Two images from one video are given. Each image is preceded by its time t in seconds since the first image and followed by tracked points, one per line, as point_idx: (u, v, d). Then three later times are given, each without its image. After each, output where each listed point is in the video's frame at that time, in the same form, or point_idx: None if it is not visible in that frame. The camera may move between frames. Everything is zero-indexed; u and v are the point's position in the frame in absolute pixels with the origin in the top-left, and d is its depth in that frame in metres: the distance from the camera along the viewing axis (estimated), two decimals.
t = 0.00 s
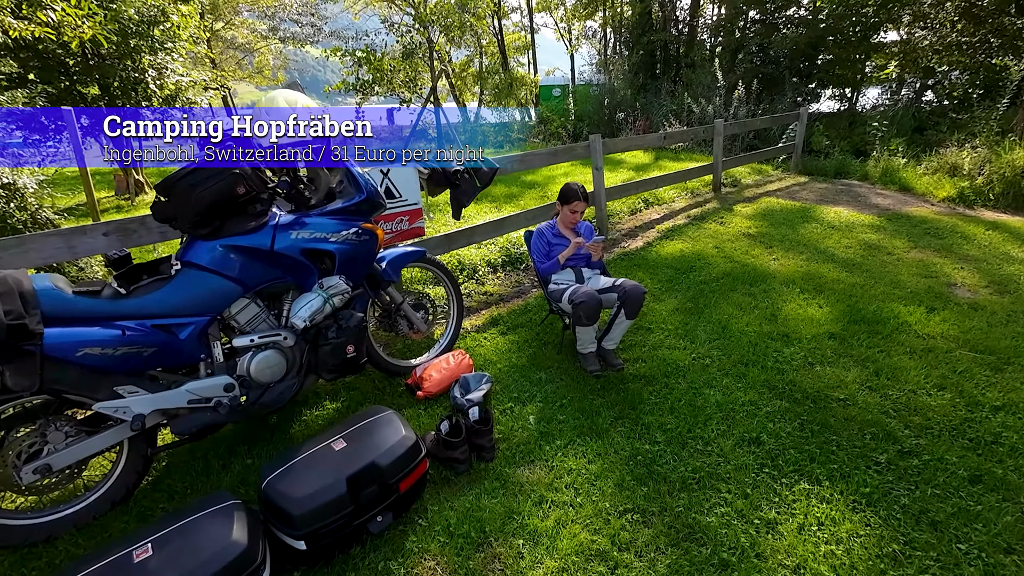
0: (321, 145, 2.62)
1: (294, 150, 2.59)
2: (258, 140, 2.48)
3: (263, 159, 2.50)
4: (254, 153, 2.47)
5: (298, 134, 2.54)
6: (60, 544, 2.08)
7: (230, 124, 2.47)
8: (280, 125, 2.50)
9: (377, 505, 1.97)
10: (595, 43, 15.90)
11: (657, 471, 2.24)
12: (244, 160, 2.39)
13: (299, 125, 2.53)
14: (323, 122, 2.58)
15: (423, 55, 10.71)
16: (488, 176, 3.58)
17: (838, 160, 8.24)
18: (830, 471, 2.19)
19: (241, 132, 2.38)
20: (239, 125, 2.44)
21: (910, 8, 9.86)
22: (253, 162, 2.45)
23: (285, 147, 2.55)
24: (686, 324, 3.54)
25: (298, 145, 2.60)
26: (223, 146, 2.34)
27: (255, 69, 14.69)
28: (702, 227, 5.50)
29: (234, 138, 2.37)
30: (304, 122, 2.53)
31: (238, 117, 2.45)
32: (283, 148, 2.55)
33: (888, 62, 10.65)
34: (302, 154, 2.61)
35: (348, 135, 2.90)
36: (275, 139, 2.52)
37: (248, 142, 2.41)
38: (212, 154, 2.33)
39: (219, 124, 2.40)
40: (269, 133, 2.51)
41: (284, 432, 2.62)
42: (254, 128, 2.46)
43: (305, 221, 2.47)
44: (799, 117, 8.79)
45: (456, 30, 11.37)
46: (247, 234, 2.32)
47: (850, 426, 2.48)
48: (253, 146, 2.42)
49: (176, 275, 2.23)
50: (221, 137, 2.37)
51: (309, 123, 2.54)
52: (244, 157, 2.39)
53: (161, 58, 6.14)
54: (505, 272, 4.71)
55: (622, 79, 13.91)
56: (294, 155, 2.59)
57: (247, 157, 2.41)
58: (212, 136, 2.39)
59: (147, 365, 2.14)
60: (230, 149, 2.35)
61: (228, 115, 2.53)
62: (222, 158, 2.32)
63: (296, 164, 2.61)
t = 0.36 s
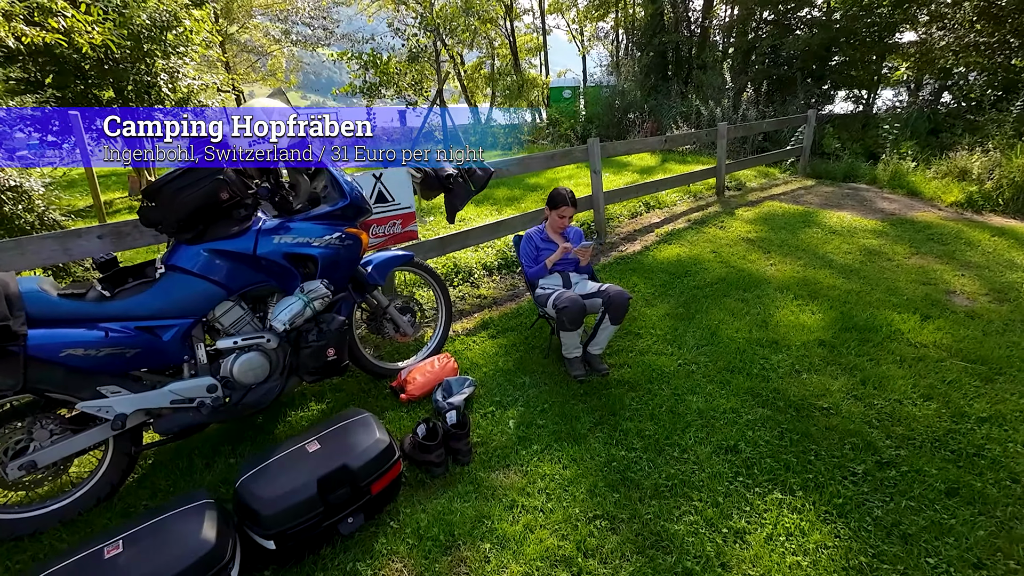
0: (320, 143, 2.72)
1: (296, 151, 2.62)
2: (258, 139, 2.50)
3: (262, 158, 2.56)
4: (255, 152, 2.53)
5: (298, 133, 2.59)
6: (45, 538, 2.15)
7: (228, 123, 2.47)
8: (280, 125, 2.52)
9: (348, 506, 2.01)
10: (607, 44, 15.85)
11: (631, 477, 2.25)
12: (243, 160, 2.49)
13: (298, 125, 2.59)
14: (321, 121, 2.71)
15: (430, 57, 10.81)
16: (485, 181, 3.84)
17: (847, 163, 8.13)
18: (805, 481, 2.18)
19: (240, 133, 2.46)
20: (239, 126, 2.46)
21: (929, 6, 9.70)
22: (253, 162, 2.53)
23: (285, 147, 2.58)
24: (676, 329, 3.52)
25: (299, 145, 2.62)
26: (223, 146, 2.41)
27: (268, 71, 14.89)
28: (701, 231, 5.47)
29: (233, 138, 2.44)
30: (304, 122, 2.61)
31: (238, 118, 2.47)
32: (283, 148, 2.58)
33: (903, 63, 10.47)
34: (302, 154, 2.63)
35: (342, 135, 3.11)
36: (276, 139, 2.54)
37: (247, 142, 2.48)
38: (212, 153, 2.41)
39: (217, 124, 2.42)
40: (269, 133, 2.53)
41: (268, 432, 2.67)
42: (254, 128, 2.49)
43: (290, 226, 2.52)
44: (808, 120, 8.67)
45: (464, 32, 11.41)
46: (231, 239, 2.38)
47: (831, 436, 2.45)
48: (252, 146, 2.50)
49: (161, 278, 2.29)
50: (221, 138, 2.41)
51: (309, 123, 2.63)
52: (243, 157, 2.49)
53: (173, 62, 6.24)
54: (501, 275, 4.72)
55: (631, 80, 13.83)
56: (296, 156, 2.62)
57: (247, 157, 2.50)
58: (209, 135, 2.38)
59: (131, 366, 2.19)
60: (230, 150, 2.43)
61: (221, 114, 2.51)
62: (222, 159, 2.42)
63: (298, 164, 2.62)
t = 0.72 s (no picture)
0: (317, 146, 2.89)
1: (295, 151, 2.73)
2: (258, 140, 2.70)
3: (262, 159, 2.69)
4: (254, 153, 2.69)
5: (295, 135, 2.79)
6: (47, 526, 2.26)
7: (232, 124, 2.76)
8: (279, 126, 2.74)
9: (330, 503, 2.06)
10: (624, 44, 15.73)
11: (612, 482, 2.26)
12: (243, 160, 2.65)
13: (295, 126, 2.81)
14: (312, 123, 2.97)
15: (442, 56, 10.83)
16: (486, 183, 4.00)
17: (864, 164, 7.96)
18: (785, 490, 2.17)
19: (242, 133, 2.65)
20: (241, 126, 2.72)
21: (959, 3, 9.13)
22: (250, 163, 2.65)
23: (284, 147, 2.71)
24: (672, 334, 3.52)
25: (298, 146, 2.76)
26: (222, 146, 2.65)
27: (288, 72, 15.13)
28: (707, 234, 5.43)
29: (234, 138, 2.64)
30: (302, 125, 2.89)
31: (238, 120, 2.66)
32: (282, 147, 2.71)
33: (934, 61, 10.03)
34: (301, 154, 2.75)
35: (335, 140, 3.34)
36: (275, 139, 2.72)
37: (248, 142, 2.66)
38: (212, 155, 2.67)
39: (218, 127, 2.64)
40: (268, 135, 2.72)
41: (263, 428, 2.75)
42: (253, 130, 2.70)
43: (285, 228, 2.59)
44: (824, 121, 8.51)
45: (478, 32, 11.43)
46: (226, 241, 2.46)
47: (818, 445, 2.43)
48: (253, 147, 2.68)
49: (159, 279, 2.38)
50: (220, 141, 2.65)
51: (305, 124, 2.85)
52: (242, 157, 2.65)
53: (193, 64, 6.32)
54: (502, 276, 4.76)
55: (648, 80, 13.68)
56: (294, 156, 2.72)
57: (246, 158, 2.66)
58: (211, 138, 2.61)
59: (130, 362, 2.28)
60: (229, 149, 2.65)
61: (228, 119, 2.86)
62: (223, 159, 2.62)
63: (296, 164, 2.72)
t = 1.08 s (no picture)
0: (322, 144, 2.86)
1: (296, 151, 2.75)
2: (258, 139, 2.71)
3: (264, 158, 2.71)
4: (257, 152, 2.71)
5: (297, 133, 2.77)
6: (65, 508, 2.35)
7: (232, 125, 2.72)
8: (280, 125, 2.72)
9: (331, 494, 2.10)
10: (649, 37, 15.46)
11: (612, 482, 2.25)
12: (245, 160, 2.68)
13: (298, 125, 2.78)
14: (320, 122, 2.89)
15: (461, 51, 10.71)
16: (498, 180, 3.95)
17: (893, 162, 7.71)
18: (789, 496, 2.13)
19: (242, 133, 2.66)
20: (240, 125, 2.68)
21: None
22: (254, 162, 2.68)
23: (285, 147, 2.73)
24: (682, 334, 3.47)
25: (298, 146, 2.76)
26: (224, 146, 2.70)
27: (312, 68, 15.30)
28: (724, 232, 5.34)
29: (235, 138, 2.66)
30: (304, 123, 2.80)
31: (239, 118, 2.68)
32: (283, 148, 2.74)
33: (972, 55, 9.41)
34: (302, 154, 2.77)
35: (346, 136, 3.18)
36: (275, 139, 2.72)
37: (249, 141, 2.68)
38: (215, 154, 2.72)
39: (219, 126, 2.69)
40: (269, 133, 2.73)
41: (272, 419, 2.81)
42: (253, 128, 2.70)
43: (295, 224, 2.64)
44: (852, 117, 8.26)
45: (499, 27, 11.37)
46: (237, 235, 2.51)
47: (826, 451, 2.38)
48: (254, 146, 2.69)
49: (173, 271, 2.45)
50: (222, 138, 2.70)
51: (308, 123, 2.81)
52: (244, 157, 2.67)
53: (218, 60, 6.39)
54: (515, 273, 4.76)
55: (671, 74, 13.43)
56: (295, 156, 2.76)
57: (248, 157, 2.68)
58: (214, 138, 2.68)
59: (144, 352, 2.35)
60: (231, 149, 2.68)
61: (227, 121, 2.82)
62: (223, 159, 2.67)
63: (300, 164, 2.76)
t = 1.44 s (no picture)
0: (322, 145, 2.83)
1: (294, 151, 2.79)
2: (257, 138, 2.75)
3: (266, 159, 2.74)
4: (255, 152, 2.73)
5: (296, 133, 2.78)
6: (71, 490, 2.38)
7: (231, 125, 2.75)
8: (279, 125, 2.75)
9: (327, 486, 2.08)
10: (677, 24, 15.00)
11: (614, 483, 2.18)
12: (244, 159, 2.67)
13: (296, 125, 2.79)
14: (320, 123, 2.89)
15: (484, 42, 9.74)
16: (511, 169, 3.90)
17: (931, 154, 7.34)
18: (800, 505, 2.03)
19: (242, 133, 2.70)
20: (240, 125, 2.73)
21: None
22: (255, 161, 2.71)
23: (283, 147, 2.78)
24: (696, 331, 3.36)
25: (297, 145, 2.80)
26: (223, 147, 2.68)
27: (335, 57, 15.29)
28: (746, 226, 5.15)
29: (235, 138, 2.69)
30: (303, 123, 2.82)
31: (239, 118, 2.74)
32: (283, 147, 2.78)
33: None
34: (302, 154, 2.79)
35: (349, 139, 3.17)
36: (274, 138, 2.76)
37: (247, 140, 2.73)
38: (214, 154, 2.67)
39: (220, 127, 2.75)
40: (269, 133, 2.76)
41: (276, 407, 2.81)
42: (252, 128, 2.74)
43: (300, 212, 2.61)
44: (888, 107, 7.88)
45: (522, 15, 11.16)
46: (239, 224, 2.49)
47: (843, 458, 2.26)
48: (253, 147, 2.73)
49: (176, 259, 2.44)
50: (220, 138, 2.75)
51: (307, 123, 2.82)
52: (243, 156, 2.68)
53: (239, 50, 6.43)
54: (528, 265, 4.68)
55: (699, 63, 13.02)
56: (294, 156, 2.79)
57: (247, 157, 2.68)
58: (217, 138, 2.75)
59: (147, 339, 2.36)
60: (230, 150, 2.68)
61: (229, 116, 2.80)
62: (222, 157, 2.65)
63: (298, 164, 2.78)
